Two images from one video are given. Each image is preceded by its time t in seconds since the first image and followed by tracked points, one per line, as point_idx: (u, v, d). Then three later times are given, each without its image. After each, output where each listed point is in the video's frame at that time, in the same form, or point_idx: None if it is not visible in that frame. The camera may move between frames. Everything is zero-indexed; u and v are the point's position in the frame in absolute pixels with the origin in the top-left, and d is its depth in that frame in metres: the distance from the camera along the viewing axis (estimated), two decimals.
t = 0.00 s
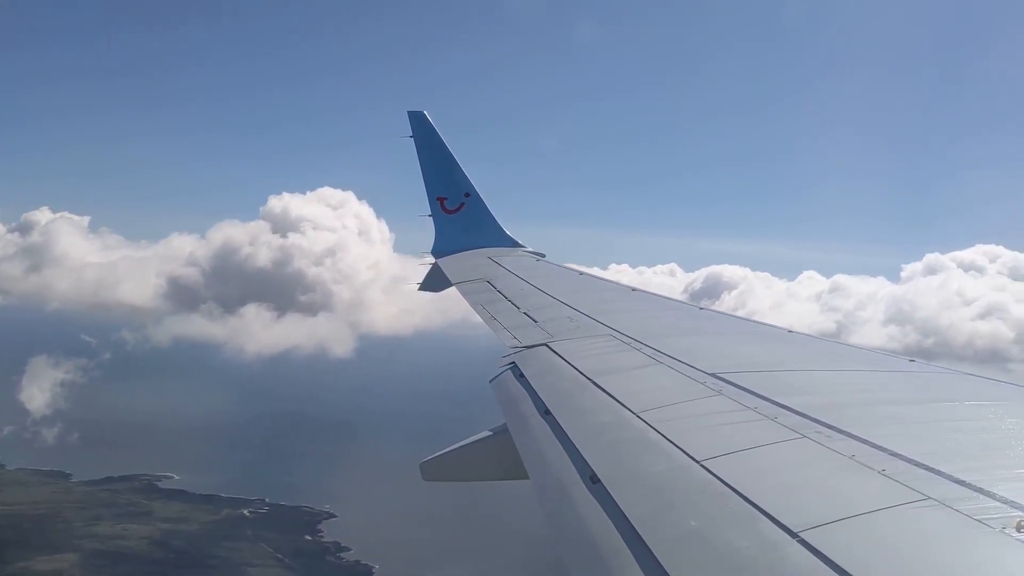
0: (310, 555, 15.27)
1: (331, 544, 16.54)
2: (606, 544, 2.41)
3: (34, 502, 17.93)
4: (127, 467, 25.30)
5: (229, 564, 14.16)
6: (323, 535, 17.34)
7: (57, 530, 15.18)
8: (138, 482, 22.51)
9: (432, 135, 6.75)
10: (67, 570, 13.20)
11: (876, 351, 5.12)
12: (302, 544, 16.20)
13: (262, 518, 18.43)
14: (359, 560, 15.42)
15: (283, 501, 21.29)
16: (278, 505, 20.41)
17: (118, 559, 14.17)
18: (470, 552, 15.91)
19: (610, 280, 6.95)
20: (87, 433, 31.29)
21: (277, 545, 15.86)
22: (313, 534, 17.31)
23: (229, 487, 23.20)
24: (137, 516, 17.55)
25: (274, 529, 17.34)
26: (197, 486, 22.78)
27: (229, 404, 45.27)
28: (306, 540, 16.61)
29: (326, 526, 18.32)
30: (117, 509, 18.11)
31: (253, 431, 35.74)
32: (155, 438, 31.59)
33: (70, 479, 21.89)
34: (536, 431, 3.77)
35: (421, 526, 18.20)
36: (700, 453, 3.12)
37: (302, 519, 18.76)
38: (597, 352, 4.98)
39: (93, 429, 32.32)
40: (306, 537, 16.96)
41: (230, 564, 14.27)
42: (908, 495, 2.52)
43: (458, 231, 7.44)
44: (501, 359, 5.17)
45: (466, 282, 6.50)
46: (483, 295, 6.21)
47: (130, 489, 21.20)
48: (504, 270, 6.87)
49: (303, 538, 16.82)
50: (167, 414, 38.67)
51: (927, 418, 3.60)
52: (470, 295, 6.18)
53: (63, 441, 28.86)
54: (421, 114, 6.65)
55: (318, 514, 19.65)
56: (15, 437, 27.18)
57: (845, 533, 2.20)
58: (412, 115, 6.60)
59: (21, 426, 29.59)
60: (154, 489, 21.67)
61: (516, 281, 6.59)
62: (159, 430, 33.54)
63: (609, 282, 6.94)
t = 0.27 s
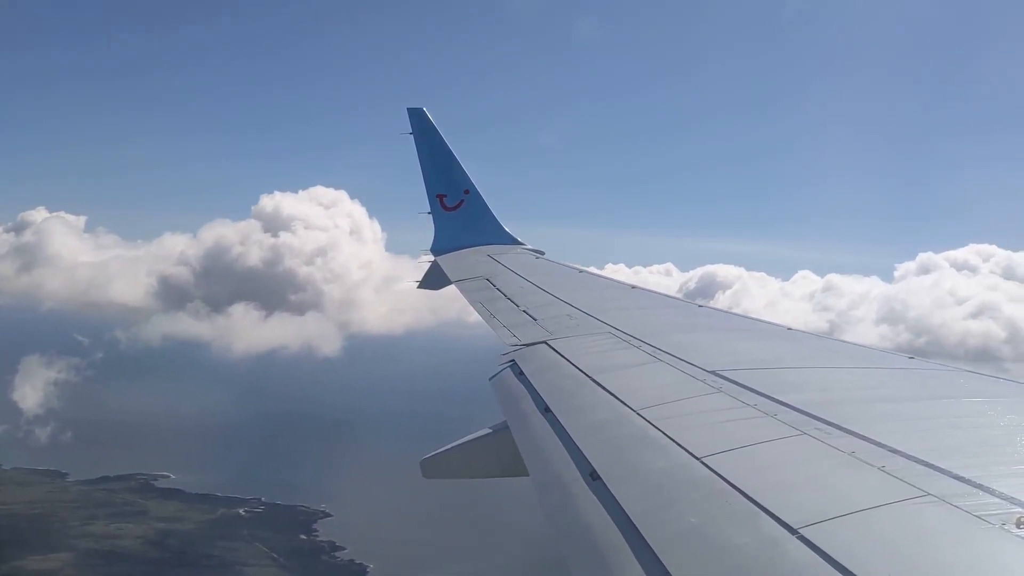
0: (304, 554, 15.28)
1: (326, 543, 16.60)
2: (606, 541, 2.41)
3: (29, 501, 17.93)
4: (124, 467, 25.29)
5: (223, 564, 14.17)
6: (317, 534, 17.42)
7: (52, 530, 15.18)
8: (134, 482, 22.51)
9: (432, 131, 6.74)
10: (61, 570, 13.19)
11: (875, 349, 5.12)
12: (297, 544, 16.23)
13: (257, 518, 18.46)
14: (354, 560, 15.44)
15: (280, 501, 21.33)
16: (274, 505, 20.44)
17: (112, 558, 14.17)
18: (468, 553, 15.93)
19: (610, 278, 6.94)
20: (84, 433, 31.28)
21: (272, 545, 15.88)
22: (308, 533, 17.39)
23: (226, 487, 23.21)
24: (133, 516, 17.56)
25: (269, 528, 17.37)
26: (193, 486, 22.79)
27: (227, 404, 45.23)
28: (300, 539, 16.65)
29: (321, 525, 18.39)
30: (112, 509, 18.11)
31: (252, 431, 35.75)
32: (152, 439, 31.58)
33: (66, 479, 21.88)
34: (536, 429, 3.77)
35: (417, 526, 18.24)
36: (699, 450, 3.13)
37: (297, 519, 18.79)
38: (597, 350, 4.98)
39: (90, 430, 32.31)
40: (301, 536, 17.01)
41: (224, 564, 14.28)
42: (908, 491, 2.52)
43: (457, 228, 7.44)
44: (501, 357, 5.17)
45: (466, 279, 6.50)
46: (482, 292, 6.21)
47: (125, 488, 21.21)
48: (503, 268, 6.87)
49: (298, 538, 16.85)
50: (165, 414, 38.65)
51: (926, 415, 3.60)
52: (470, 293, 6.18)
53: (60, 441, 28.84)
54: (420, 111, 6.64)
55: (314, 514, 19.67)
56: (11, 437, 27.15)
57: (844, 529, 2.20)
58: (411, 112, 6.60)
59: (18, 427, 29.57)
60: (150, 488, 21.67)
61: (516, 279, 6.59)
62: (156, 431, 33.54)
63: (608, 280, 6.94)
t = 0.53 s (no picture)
0: (299, 555, 15.40)
1: (321, 543, 17.07)
2: (605, 537, 2.41)
3: (25, 501, 17.98)
4: (121, 467, 25.34)
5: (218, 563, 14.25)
6: (312, 533, 17.91)
7: (47, 529, 15.23)
8: (130, 482, 22.56)
9: (431, 128, 6.72)
10: (55, 569, 13.25)
11: (875, 344, 5.12)
12: (292, 544, 16.35)
13: (252, 517, 18.54)
14: (348, 560, 16.05)
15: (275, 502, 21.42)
16: (269, 505, 20.54)
17: (106, 558, 14.24)
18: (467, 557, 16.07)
19: (610, 274, 6.94)
20: (81, 432, 31.30)
21: (266, 544, 15.99)
22: (302, 533, 17.76)
23: (223, 487, 23.29)
24: (128, 515, 17.61)
25: (264, 528, 17.47)
26: (190, 485, 22.86)
27: (225, 403, 45.24)
28: (295, 540, 16.78)
29: (315, 526, 18.67)
30: (108, 508, 18.16)
31: (250, 430, 35.82)
32: (149, 439, 31.63)
33: (63, 479, 21.93)
34: (536, 425, 3.78)
35: (412, 534, 18.79)
36: (699, 446, 3.13)
37: (293, 519, 18.95)
38: (597, 346, 4.98)
39: (87, 429, 32.34)
40: (295, 536, 17.22)
41: (219, 563, 14.37)
42: (907, 486, 2.52)
43: (457, 225, 7.43)
44: (501, 354, 5.17)
45: (466, 276, 6.49)
46: (482, 289, 6.21)
47: (121, 487, 21.27)
48: (504, 264, 6.86)
49: (292, 538, 16.99)
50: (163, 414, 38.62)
51: (925, 411, 3.60)
52: (470, 289, 6.17)
53: (57, 441, 28.87)
54: (419, 108, 6.62)
55: (310, 514, 20.04)
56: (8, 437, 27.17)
57: (844, 525, 2.20)
58: (410, 109, 6.58)
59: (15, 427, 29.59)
60: (146, 488, 21.74)
61: (515, 275, 6.58)
62: (154, 431, 33.57)
63: (608, 276, 6.93)
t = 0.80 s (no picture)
0: (294, 554, 15.43)
1: (316, 542, 17.07)
2: (604, 533, 2.39)
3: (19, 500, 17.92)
4: (116, 467, 25.26)
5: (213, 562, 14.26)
6: (307, 532, 17.95)
7: (40, 529, 15.19)
8: (125, 481, 22.51)
9: (430, 125, 6.68)
10: (48, 569, 13.21)
11: (876, 340, 5.11)
12: (286, 544, 16.38)
13: (247, 517, 18.54)
14: (343, 559, 16.13)
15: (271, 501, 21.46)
16: (264, 504, 20.56)
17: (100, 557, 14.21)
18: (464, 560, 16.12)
19: (610, 270, 6.91)
20: (75, 432, 31.19)
21: (260, 544, 15.99)
22: (296, 532, 17.80)
23: (218, 486, 23.26)
24: (122, 515, 17.57)
25: (258, 527, 17.48)
26: (185, 485, 22.83)
27: (220, 403, 45.12)
28: (289, 539, 16.82)
29: (309, 526, 18.71)
30: (102, 507, 18.11)
31: (246, 430, 35.75)
32: (144, 439, 31.54)
33: (57, 479, 21.86)
34: (536, 421, 3.75)
35: (408, 533, 18.82)
36: (700, 442, 3.11)
37: (287, 518, 18.98)
38: (597, 342, 4.96)
39: (82, 429, 32.22)
40: (289, 536, 17.27)
41: (214, 562, 14.38)
42: (908, 482, 2.51)
43: (456, 222, 7.39)
44: (500, 350, 5.14)
45: (465, 272, 6.46)
46: (482, 285, 6.18)
47: (116, 487, 21.22)
48: (503, 260, 6.84)
49: (286, 537, 17.04)
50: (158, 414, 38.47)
51: (926, 406, 3.59)
52: (469, 286, 6.14)
53: (51, 440, 28.74)
54: (418, 104, 6.57)
55: (305, 513, 20.12)
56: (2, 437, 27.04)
57: (844, 520, 2.18)
58: (409, 105, 6.53)
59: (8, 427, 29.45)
60: (141, 488, 21.69)
61: (515, 272, 6.55)
62: (148, 431, 33.46)
63: (608, 272, 6.90)
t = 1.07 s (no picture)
0: (288, 554, 15.46)
1: (310, 542, 17.06)
2: (604, 528, 2.38)
3: (12, 500, 17.87)
4: (111, 467, 25.17)
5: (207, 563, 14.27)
6: (301, 533, 17.92)
7: (34, 528, 15.15)
8: (119, 481, 22.45)
9: (430, 120, 6.64)
10: (41, 569, 13.16)
11: (876, 336, 5.11)
12: (281, 544, 16.39)
13: (241, 517, 18.55)
14: (337, 559, 16.14)
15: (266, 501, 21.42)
16: (259, 504, 20.54)
17: (94, 557, 14.19)
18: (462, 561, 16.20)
19: (610, 266, 6.89)
20: (69, 432, 31.06)
21: (255, 544, 15.97)
22: (291, 532, 17.79)
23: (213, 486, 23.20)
24: (117, 515, 17.54)
25: (253, 527, 17.49)
26: (179, 485, 22.77)
27: (216, 403, 45.03)
28: (284, 539, 16.84)
29: (304, 526, 18.71)
30: (96, 507, 18.07)
31: (242, 430, 35.69)
32: (139, 439, 31.45)
33: (51, 478, 21.78)
34: (536, 417, 3.74)
35: (403, 533, 18.78)
36: (700, 437, 3.10)
37: (282, 519, 18.96)
38: (597, 338, 4.94)
39: (76, 429, 32.10)
40: (284, 536, 17.28)
41: (208, 562, 14.38)
42: (907, 477, 2.51)
43: (456, 217, 7.36)
44: (500, 346, 5.12)
45: (465, 268, 6.44)
46: (482, 281, 6.16)
47: (110, 487, 21.17)
48: (503, 256, 6.81)
49: (281, 537, 17.06)
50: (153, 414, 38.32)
51: (927, 401, 3.59)
52: (469, 282, 6.12)
53: (45, 440, 28.62)
54: (418, 99, 6.53)
55: (299, 513, 20.13)
56: None
57: (843, 516, 2.17)
58: (409, 100, 6.49)
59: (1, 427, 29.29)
60: (135, 487, 21.65)
61: (515, 267, 6.53)
62: (143, 431, 33.35)
63: (608, 268, 6.89)
